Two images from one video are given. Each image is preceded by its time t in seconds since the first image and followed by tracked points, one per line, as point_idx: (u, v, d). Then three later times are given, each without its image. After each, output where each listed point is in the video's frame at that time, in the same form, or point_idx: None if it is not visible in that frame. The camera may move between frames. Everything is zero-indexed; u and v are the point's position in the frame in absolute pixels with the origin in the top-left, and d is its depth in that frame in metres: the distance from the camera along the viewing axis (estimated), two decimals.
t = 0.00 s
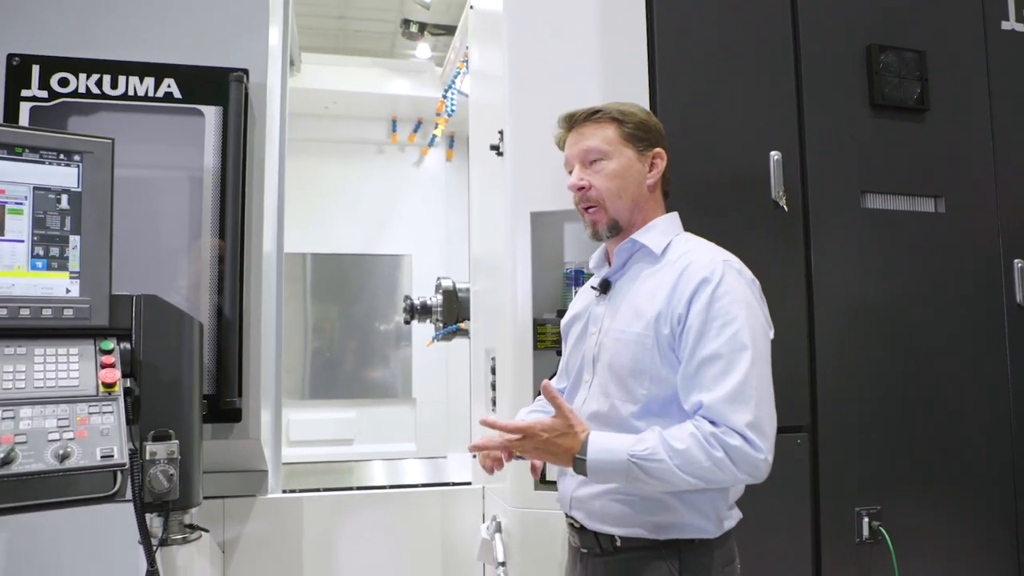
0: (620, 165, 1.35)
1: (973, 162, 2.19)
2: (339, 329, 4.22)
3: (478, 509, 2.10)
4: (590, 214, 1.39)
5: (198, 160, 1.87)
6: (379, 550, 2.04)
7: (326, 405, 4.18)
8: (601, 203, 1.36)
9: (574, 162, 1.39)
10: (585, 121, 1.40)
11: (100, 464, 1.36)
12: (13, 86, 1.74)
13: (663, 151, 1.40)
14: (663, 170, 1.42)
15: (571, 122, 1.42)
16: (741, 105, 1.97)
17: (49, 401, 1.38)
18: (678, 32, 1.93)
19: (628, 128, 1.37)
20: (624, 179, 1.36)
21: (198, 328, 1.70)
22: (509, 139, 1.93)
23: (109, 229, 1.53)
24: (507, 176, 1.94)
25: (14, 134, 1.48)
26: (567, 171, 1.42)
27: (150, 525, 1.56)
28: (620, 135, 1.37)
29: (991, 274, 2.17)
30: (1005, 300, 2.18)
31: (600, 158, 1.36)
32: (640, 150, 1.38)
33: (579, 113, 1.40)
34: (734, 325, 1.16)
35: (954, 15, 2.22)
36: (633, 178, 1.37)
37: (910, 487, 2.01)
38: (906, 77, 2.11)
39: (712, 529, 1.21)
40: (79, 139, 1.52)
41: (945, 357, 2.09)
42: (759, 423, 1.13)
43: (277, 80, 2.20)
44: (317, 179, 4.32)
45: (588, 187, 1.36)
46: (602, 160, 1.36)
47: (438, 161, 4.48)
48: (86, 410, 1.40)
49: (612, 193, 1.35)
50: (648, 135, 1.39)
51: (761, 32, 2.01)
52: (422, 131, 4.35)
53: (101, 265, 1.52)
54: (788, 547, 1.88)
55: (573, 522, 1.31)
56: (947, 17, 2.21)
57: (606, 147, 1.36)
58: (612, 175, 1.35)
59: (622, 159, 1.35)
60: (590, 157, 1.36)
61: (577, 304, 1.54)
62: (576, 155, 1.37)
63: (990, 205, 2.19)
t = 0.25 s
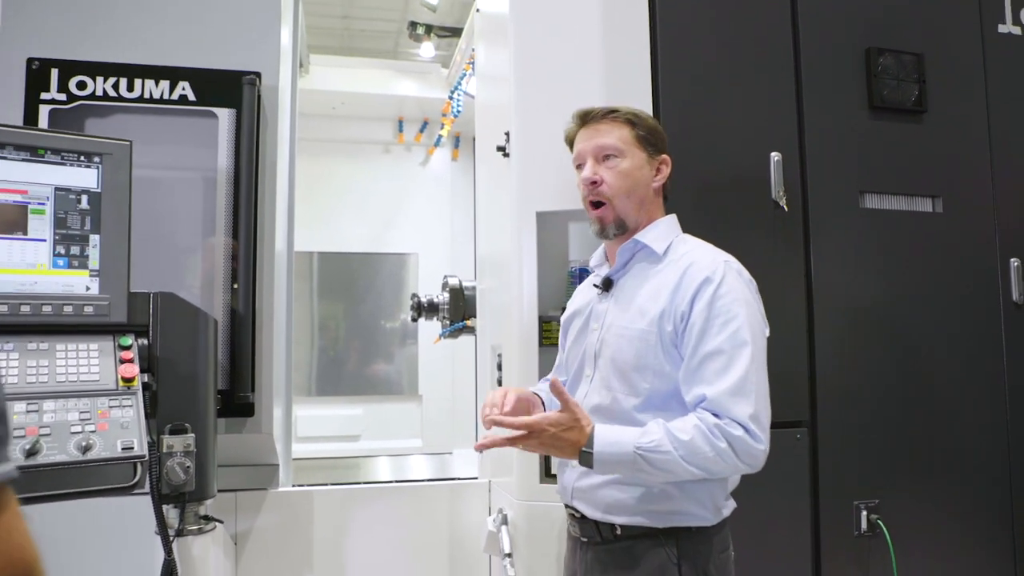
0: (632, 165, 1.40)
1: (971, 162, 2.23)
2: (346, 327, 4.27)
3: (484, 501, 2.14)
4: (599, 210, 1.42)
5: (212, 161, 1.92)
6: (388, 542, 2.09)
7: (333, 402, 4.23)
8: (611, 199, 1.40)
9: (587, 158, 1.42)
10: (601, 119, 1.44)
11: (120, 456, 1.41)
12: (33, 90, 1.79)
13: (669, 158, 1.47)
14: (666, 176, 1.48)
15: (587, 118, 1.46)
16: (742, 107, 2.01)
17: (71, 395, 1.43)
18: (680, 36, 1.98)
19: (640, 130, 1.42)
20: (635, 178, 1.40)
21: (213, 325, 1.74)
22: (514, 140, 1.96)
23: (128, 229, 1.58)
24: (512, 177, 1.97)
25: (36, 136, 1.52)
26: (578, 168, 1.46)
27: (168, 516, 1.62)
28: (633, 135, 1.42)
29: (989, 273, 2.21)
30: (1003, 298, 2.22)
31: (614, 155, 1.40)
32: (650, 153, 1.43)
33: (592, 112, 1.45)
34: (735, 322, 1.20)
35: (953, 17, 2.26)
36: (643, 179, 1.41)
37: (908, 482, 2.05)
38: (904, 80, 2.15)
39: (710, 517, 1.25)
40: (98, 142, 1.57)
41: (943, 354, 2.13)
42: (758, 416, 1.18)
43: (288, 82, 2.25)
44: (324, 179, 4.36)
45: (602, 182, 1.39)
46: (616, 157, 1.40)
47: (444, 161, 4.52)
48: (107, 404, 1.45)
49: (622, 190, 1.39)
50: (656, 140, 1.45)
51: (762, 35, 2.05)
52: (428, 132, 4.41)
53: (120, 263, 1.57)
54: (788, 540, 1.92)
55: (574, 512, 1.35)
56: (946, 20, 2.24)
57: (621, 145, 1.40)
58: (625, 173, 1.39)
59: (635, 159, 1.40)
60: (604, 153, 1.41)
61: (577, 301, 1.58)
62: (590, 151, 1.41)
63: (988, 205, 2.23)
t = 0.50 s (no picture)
0: (641, 167, 1.45)
1: (967, 162, 2.27)
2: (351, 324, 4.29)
3: (489, 494, 2.19)
4: (604, 207, 1.47)
5: (224, 162, 1.97)
6: (395, 534, 2.14)
7: (339, 399, 4.28)
8: (617, 198, 1.45)
9: (599, 157, 1.48)
10: (616, 121, 1.50)
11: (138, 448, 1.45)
12: (50, 92, 1.84)
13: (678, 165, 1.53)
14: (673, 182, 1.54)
15: (604, 118, 1.52)
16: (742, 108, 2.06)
17: (91, 388, 1.48)
18: (680, 39, 2.02)
19: (653, 135, 1.48)
20: (642, 181, 1.46)
21: (226, 321, 1.78)
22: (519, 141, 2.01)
23: (144, 228, 1.63)
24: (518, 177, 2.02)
25: (57, 138, 1.57)
26: (589, 165, 1.51)
27: (182, 507, 1.65)
28: (645, 139, 1.47)
29: (984, 271, 2.25)
30: (997, 296, 2.26)
31: (624, 157, 1.45)
32: (660, 158, 1.49)
33: (608, 114, 1.50)
34: (737, 317, 1.26)
35: (949, 21, 2.30)
36: (651, 182, 1.47)
37: (904, 475, 2.09)
38: (900, 82, 2.20)
39: (706, 504, 1.30)
40: (116, 143, 1.61)
41: (940, 351, 2.17)
42: (755, 407, 1.24)
43: (297, 84, 2.29)
44: (330, 180, 4.41)
45: (610, 181, 1.45)
46: (626, 159, 1.45)
47: (449, 161, 4.56)
48: (125, 397, 1.50)
49: (629, 190, 1.44)
50: (667, 146, 1.50)
51: (762, 38, 2.09)
52: (433, 132, 4.44)
53: (137, 261, 1.61)
54: (787, 532, 1.96)
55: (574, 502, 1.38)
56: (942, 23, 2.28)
57: (633, 148, 1.46)
58: (632, 175, 1.45)
59: (644, 162, 1.46)
60: (615, 154, 1.46)
61: (573, 296, 1.61)
62: (602, 151, 1.47)
63: (983, 204, 2.28)
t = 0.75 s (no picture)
0: (635, 172, 1.48)
1: (961, 165, 2.31)
2: (355, 324, 4.35)
3: (494, 490, 2.24)
4: (602, 215, 1.50)
5: (234, 162, 2.00)
6: (400, 529, 2.17)
7: (343, 397, 4.31)
8: (614, 206, 1.48)
9: (593, 167, 1.50)
10: (606, 129, 1.51)
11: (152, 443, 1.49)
12: (64, 95, 1.87)
13: (672, 163, 1.54)
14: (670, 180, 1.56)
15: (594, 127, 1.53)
16: (741, 111, 2.09)
17: (106, 384, 1.51)
18: (681, 44, 2.06)
19: (644, 139, 1.50)
20: (637, 186, 1.48)
21: (236, 319, 1.83)
22: (524, 142, 2.04)
23: (157, 228, 1.67)
24: (523, 178, 2.05)
25: (72, 139, 1.59)
26: (585, 174, 1.54)
27: (194, 501, 1.70)
28: (637, 145, 1.49)
29: (978, 271, 2.29)
30: (992, 296, 2.30)
31: (619, 163, 1.48)
32: (653, 161, 1.51)
33: (602, 119, 1.52)
34: (742, 317, 1.30)
35: (944, 25, 2.34)
36: (646, 185, 1.49)
37: (901, 472, 2.13)
38: (896, 86, 2.23)
39: (705, 497, 1.34)
40: (130, 145, 1.65)
41: (936, 349, 2.21)
42: (763, 401, 1.28)
43: (305, 86, 2.33)
44: (335, 181, 4.44)
45: (605, 190, 1.47)
46: (619, 167, 1.48)
47: (452, 161, 4.59)
48: (139, 393, 1.53)
49: (626, 195, 1.47)
50: (659, 147, 1.52)
51: (760, 43, 2.13)
52: (438, 133, 4.45)
53: (151, 260, 1.65)
54: (787, 527, 1.99)
55: (577, 495, 1.41)
56: (937, 27, 2.32)
57: (625, 155, 1.48)
58: (626, 182, 1.47)
59: (637, 167, 1.48)
60: (608, 163, 1.48)
61: (576, 294, 1.65)
62: (597, 159, 1.49)
63: (978, 205, 2.31)
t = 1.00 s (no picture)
0: (627, 182, 1.50)
1: (956, 167, 2.34)
2: (353, 322, 4.35)
3: (495, 488, 2.26)
4: (601, 228, 1.53)
5: (239, 165, 2.03)
6: (403, 527, 2.20)
7: (344, 396, 4.33)
8: (612, 217, 1.50)
9: (586, 181, 1.52)
10: (592, 142, 1.52)
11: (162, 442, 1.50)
12: (70, 98, 1.89)
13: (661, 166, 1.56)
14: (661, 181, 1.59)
15: (581, 140, 1.55)
16: (740, 114, 2.12)
17: (115, 384, 1.53)
18: (679, 48, 2.09)
19: (631, 147, 1.51)
20: (630, 194, 1.50)
21: (242, 320, 1.85)
22: (525, 145, 2.06)
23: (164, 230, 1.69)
24: (524, 180, 2.08)
25: (81, 143, 1.61)
26: (577, 187, 1.56)
27: (201, 500, 1.71)
28: (625, 154, 1.50)
29: (972, 272, 2.32)
30: (986, 297, 2.33)
31: (610, 176, 1.49)
32: (642, 167, 1.53)
33: (585, 135, 1.53)
34: (735, 319, 1.32)
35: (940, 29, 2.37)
36: (639, 192, 1.52)
37: (897, 470, 2.16)
38: (892, 90, 2.26)
39: (704, 496, 1.36)
40: (138, 148, 1.67)
41: (931, 349, 2.24)
42: (754, 404, 1.29)
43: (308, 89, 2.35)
44: (335, 182, 4.46)
45: (601, 204, 1.50)
46: (611, 178, 1.50)
47: (452, 162, 4.61)
48: (148, 393, 1.55)
49: (622, 207, 1.49)
50: (646, 152, 1.53)
51: (758, 46, 2.16)
52: (438, 134, 4.50)
53: (159, 262, 1.67)
54: (784, 525, 2.02)
55: (579, 493, 1.44)
56: (932, 32, 2.36)
57: (616, 166, 1.49)
58: (621, 192, 1.49)
59: (629, 176, 1.50)
60: (600, 175, 1.50)
61: (578, 298, 1.68)
62: (588, 174, 1.51)
63: (973, 207, 2.34)
